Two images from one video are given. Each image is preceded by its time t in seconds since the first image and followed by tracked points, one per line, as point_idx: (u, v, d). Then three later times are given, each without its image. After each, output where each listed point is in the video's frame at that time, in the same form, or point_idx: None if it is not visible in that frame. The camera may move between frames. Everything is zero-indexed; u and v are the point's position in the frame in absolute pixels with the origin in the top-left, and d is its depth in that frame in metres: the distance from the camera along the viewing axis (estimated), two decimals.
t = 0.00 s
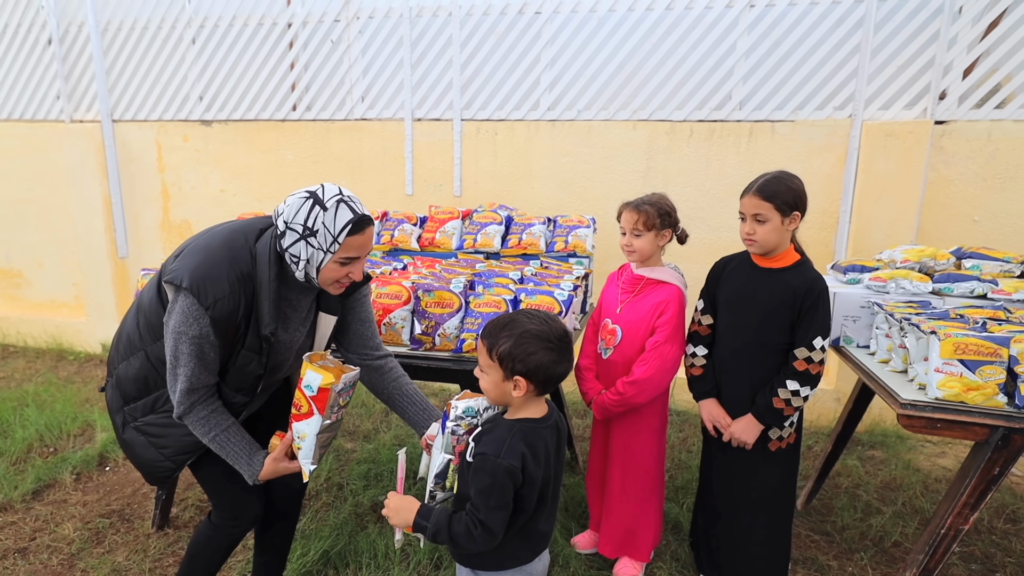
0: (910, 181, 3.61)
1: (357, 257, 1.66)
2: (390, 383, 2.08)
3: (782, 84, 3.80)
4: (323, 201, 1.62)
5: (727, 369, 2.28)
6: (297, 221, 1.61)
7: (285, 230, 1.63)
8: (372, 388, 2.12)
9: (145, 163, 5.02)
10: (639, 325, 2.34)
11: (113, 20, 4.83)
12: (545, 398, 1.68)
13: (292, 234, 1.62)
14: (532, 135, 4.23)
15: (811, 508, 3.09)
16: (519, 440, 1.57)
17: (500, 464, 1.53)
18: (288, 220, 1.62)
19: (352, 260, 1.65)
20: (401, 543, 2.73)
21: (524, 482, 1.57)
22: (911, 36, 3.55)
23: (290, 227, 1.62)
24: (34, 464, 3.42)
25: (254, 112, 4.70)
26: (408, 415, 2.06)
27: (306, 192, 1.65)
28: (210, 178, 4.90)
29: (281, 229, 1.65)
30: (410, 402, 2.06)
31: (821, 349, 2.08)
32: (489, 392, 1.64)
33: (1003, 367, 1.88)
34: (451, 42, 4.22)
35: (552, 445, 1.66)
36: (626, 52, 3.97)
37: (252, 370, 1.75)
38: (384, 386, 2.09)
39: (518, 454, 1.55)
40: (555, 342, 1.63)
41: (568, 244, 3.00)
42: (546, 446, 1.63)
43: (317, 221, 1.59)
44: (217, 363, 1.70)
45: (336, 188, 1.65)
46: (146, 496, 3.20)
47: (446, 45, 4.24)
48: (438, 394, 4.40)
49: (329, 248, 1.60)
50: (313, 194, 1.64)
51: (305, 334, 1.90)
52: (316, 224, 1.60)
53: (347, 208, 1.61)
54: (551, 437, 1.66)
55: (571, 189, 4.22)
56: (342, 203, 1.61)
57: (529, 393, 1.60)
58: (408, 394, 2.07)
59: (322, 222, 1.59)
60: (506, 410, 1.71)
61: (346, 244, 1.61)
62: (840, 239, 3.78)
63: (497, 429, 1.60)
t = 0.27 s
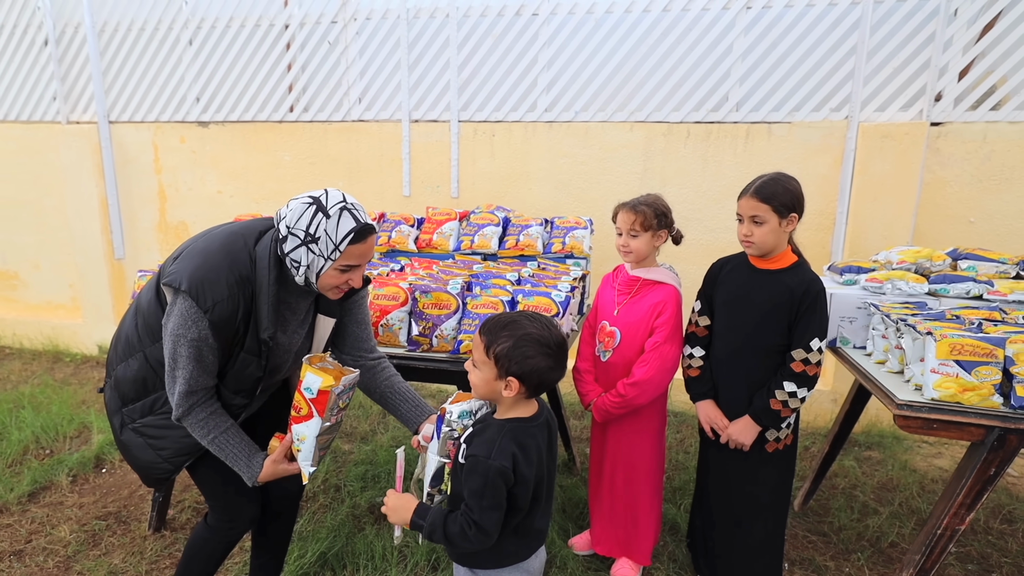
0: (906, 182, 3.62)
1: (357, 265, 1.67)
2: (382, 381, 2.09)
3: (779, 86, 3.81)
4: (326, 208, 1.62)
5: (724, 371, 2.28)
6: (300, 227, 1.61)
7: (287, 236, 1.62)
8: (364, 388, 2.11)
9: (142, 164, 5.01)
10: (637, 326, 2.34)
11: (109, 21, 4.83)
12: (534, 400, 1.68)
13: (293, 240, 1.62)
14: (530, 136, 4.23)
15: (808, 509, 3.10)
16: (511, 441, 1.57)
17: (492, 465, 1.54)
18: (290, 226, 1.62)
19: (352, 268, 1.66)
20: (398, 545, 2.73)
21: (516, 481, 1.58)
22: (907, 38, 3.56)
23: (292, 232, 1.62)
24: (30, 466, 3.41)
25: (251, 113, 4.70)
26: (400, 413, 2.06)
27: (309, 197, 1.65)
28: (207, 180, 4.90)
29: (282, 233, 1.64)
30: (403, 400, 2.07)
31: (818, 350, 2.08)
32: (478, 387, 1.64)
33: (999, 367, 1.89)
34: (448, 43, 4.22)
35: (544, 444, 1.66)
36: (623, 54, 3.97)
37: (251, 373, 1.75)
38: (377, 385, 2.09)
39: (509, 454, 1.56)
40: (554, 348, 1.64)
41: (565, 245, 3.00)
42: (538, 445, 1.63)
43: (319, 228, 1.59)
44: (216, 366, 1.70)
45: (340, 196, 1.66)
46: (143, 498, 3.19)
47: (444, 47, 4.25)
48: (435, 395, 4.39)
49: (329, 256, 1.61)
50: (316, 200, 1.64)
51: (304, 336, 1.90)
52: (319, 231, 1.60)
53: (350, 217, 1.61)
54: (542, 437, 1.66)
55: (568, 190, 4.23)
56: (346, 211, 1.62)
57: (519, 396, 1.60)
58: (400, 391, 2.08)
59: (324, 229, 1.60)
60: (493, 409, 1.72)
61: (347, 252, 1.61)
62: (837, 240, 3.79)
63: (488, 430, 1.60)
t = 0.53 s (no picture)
0: (904, 182, 3.63)
1: (354, 268, 1.67)
2: (369, 381, 2.09)
3: (777, 86, 3.81)
4: (323, 210, 1.62)
5: (724, 371, 2.28)
6: (296, 229, 1.61)
7: (284, 238, 1.62)
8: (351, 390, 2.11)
9: (140, 165, 5.00)
10: (639, 326, 2.34)
11: (107, 21, 4.82)
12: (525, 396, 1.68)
13: (290, 242, 1.61)
14: (528, 136, 4.23)
15: (807, 508, 3.10)
16: (503, 434, 1.58)
17: (484, 458, 1.54)
18: (287, 227, 1.62)
19: (349, 270, 1.66)
20: (397, 545, 2.72)
21: (510, 474, 1.58)
22: (905, 38, 3.57)
23: (289, 234, 1.61)
24: (28, 467, 3.40)
25: (249, 114, 4.70)
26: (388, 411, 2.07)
27: (306, 200, 1.65)
28: (205, 180, 4.89)
29: (279, 235, 1.64)
30: (391, 399, 2.08)
31: (818, 349, 2.08)
32: (469, 381, 1.64)
33: (996, 366, 1.89)
34: (447, 44, 4.22)
35: (537, 437, 1.66)
36: (622, 54, 3.98)
37: (247, 375, 1.75)
38: (363, 385, 2.09)
39: (502, 447, 1.56)
40: (546, 344, 1.64)
41: (564, 245, 3.00)
42: (531, 439, 1.63)
43: (316, 230, 1.59)
44: (213, 367, 1.70)
45: (337, 197, 1.65)
46: (141, 498, 3.18)
47: (442, 47, 4.25)
48: (433, 395, 4.39)
49: (326, 258, 1.60)
50: (313, 202, 1.64)
51: (300, 337, 1.89)
52: (316, 233, 1.59)
53: (347, 219, 1.61)
54: (535, 430, 1.66)
55: (567, 190, 4.23)
56: (343, 213, 1.61)
57: (509, 389, 1.60)
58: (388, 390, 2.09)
59: (321, 232, 1.59)
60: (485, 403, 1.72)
61: (344, 254, 1.61)
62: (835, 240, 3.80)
63: (483, 425, 1.60)
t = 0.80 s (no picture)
0: (902, 182, 3.64)
1: (351, 269, 1.67)
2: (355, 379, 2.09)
3: (775, 86, 3.81)
4: (319, 213, 1.61)
5: (723, 370, 2.28)
6: (293, 231, 1.61)
7: (280, 240, 1.62)
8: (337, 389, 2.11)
9: (138, 165, 5.00)
10: (640, 326, 2.34)
11: (105, 21, 4.81)
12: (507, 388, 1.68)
13: (286, 244, 1.61)
14: (527, 136, 4.23)
15: (806, 507, 3.10)
16: (494, 422, 1.59)
17: (479, 447, 1.55)
18: (283, 229, 1.62)
19: (346, 271, 1.66)
20: (396, 545, 2.72)
21: (504, 459, 1.60)
22: (903, 38, 3.57)
23: (285, 236, 1.61)
24: (26, 467, 3.39)
25: (248, 114, 4.69)
26: (377, 413, 2.08)
27: (302, 201, 1.64)
28: (203, 180, 4.89)
29: (275, 237, 1.64)
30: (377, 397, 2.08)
31: (816, 348, 2.09)
32: (453, 372, 1.62)
33: (995, 365, 1.90)
34: (445, 44, 4.22)
35: (524, 421, 1.68)
36: (620, 54, 3.98)
37: (245, 376, 1.75)
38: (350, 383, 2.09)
39: (495, 434, 1.58)
40: (530, 337, 1.65)
41: (562, 245, 3.00)
42: (520, 423, 1.65)
43: (313, 233, 1.59)
44: (210, 369, 1.69)
45: (333, 199, 1.65)
46: (139, 499, 3.18)
47: (441, 46, 4.25)
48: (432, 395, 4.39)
49: (323, 260, 1.60)
50: (309, 204, 1.64)
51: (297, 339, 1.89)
52: (312, 236, 1.59)
53: (343, 221, 1.61)
54: (520, 414, 1.68)
55: (565, 190, 4.23)
56: (339, 215, 1.61)
57: (495, 381, 1.60)
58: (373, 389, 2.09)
59: (318, 234, 1.59)
60: (469, 397, 1.72)
61: (341, 256, 1.61)
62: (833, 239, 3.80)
63: (472, 416, 1.61)
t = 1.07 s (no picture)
0: (900, 179, 3.64)
1: (340, 288, 1.67)
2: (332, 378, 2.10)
3: (774, 83, 3.82)
4: (312, 233, 1.59)
5: (721, 367, 2.28)
6: (284, 249, 1.58)
7: (269, 254, 1.60)
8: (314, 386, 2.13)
9: (136, 162, 4.98)
10: (641, 324, 2.35)
11: (102, 18, 4.80)
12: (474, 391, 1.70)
13: (276, 260, 1.59)
14: (526, 133, 4.23)
15: (804, 504, 3.11)
16: (459, 426, 1.60)
17: (443, 449, 1.56)
18: (274, 244, 1.60)
19: (335, 290, 1.66)
20: (395, 541, 2.71)
21: (468, 466, 1.61)
22: (902, 36, 3.57)
23: (275, 252, 1.59)
24: (24, 465, 3.39)
25: (246, 111, 4.68)
26: (350, 414, 2.09)
27: (296, 218, 1.62)
28: (201, 177, 4.88)
29: (265, 250, 1.62)
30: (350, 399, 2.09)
31: (816, 345, 2.09)
32: (421, 380, 1.63)
33: (993, 362, 1.90)
34: (444, 41, 4.21)
35: (492, 429, 1.70)
36: (619, 51, 3.98)
37: (235, 377, 1.75)
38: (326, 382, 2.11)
39: (460, 438, 1.59)
40: (492, 333, 1.67)
41: (561, 243, 3.00)
42: (487, 432, 1.66)
43: (304, 254, 1.58)
44: (199, 370, 1.69)
45: (327, 219, 1.63)
46: (138, 496, 3.17)
47: (439, 44, 4.24)
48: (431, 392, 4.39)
49: (313, 281, 1.60)
50: (303, 223, 1.61)
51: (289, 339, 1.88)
52: (304, 256, 1.58)
53: (336, 244, 1.60)
54: (490, 422, 1.69)
55: (564, 188, 4.23)
56: (332, 238, 1.60)
57: (462, 382, 1.62)
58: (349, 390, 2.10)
59: (309, 256, 1.58)
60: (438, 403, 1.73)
61: (331, 278, 1.61)
62: (831, 237, 3.81)
63: (441, 419, 1.63)
